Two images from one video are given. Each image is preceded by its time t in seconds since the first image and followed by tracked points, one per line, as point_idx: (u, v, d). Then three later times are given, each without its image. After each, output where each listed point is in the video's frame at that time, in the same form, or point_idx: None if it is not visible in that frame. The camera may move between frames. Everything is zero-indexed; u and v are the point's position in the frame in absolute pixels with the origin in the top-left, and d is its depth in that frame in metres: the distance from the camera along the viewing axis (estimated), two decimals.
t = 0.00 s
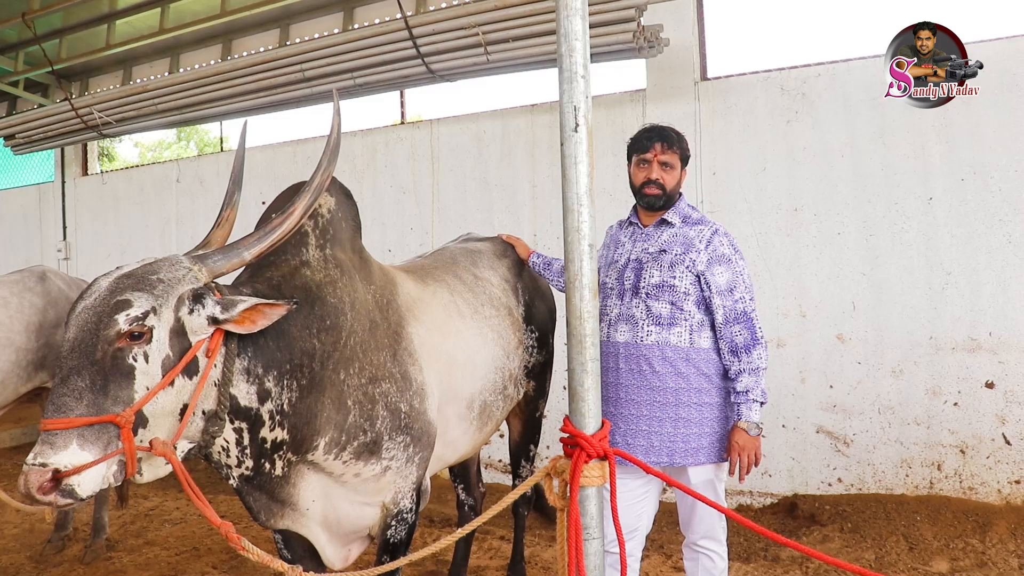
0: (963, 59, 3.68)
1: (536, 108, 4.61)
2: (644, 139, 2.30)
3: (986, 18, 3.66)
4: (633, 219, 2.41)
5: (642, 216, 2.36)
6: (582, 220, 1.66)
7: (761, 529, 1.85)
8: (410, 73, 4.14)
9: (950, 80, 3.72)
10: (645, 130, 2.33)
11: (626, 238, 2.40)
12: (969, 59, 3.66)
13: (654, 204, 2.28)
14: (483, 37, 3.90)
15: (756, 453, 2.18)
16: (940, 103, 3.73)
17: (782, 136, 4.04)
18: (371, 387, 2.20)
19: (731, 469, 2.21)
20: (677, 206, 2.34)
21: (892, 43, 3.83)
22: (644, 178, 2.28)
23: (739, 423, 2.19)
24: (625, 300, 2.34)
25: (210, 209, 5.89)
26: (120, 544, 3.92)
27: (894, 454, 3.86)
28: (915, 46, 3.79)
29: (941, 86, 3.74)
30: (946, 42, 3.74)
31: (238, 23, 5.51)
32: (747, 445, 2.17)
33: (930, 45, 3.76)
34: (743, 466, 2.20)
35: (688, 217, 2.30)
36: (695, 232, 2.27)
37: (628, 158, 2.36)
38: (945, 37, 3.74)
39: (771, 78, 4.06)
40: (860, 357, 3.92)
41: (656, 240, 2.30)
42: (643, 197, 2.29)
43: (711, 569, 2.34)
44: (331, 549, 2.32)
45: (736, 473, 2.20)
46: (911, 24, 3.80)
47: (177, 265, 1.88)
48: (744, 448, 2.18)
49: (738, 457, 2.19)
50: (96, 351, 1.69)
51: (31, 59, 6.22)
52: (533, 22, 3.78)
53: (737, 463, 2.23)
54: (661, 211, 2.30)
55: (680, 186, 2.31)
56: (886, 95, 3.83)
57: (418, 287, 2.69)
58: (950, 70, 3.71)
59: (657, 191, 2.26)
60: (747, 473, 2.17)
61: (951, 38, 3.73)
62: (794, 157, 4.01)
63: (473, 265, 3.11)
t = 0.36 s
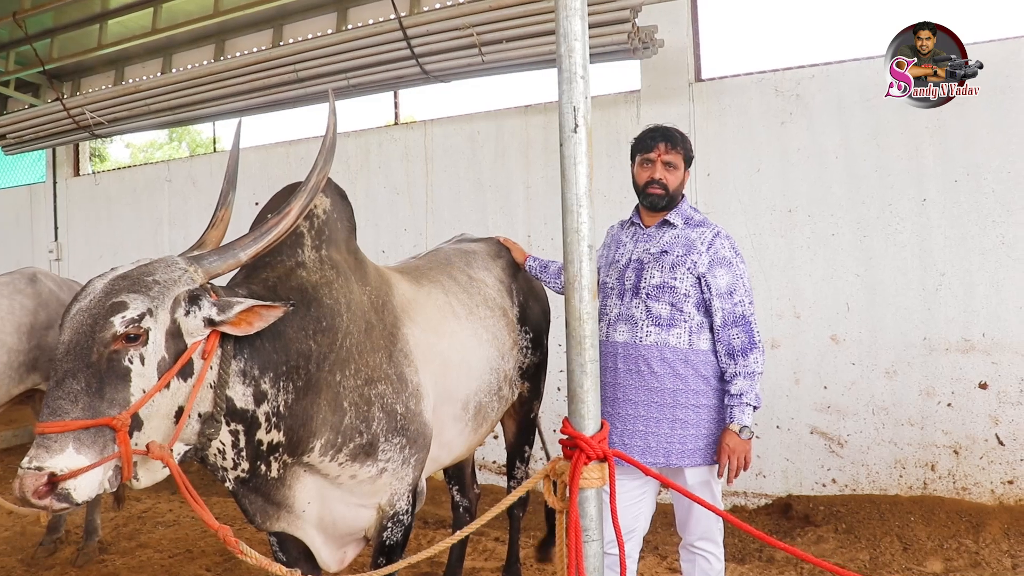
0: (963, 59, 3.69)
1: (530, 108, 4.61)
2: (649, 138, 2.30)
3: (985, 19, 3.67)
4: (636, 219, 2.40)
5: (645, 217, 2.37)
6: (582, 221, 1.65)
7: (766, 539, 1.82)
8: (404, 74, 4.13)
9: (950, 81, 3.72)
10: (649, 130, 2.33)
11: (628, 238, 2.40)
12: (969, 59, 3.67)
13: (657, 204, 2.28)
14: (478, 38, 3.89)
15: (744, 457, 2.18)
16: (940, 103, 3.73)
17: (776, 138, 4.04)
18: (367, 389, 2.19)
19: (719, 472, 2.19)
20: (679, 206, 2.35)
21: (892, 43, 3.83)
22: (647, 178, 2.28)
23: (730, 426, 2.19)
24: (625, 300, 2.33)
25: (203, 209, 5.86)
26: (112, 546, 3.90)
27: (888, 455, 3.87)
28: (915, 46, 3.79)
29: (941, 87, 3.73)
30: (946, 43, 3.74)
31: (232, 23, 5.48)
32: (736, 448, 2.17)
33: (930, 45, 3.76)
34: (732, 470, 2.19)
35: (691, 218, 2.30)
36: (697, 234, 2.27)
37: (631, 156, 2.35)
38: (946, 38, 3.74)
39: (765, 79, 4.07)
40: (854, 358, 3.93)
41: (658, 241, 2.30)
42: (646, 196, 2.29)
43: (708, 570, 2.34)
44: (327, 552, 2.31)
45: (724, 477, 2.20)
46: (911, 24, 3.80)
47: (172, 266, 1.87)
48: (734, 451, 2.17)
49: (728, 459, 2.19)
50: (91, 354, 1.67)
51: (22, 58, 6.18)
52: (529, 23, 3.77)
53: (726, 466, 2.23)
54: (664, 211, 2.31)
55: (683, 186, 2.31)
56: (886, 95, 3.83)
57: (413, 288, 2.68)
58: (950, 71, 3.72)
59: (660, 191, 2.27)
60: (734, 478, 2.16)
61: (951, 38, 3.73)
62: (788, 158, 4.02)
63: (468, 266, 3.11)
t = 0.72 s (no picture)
0: (963, 59, 3.70)
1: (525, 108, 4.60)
2: (658, 137, 2.30)
3: (984, 21, 3.68)
4: (640, 217, 2.41)
5: (649, 215, 2.37)
6: (582, 220, 1.65)
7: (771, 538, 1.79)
8: (399, 72, 4.11)
9: (950, 80, 3.73)
10: (660, 129, 2.33)
11: (630, 236, 2.40)
12: (969, 59, 3.69)
13: (663, 204, 2.29)
14: (474, 37, 3.88)
15: (745, 463, 2.17)
16: (940, 103, 3.74)
17: (772, 140, 4.05)
18: (362, 388, 2.18)
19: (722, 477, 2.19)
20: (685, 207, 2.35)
21: (893, 43, 3.84)
22: (655, 177, 2.29)
23: (732, 432, 2.17)
24: (624, 298, 2.34)
25: (196, 207, 5.83)
26: (103, 544, 3.87)
27: (881, 457, 3.88)
28: (915, 46, 3.80)
29: (941, 87, 3.74)
30: (946, 43, 3.76)
31: (226, 19, 5.46)
32: (738, 454, 2.16)
33: (930, 45, 3.77)
34: (731, 475, 2.18)
35: (695, 220, 2.30)
36: (700, 236, 2.26)
37: (639, 155, 2.36)
38: (946, 37, 3.76)
39: (761, 81, 4.07)
40: (847, 360, 3.94)
41: (660, 241, 2.30)
42: (653, 196, 2.30)
43: (701, 571, 2.34)
44: (321, 551, 2.29)
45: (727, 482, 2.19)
46: (911, 24, 3.81)
47: (169, 263, 1.85)
48: (735, 457, 2.16)
49: (728, 465, 2.18)
50: (87, 350, 1.65)
51: (14, 54, 6.13)
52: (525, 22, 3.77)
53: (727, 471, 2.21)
54: (670, 211, 2.31)
55: (690, 187, 2.32)
56: (887, 95, 3.83)
57: (409, 287, 2.67)
58: (951, 71, 3.73)
59: (667, 191, 2.27)
60: (737, 482, 2.16)
61: (951, 38, 3.75)
62: (784, 160, 4.03)
63: (463, 265, 3.10)
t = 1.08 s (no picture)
0: (963, 59, 3.71)
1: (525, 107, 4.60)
2: (655, 136, 2.29)
3: (985, 22, 3.68)
4: (639, 215, 2.40)
5: (649, 215, 2.36)
6: (588, 218, 1.64)
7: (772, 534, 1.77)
8: (399, 70, 4.11)
9: (950, 81, 3.73)
10: (656, 127, 2.32)
11: (630, 236, 2.39)
12: (969, 59, 3.69)
13: (665, 202, 2.27)
14: (474, 35, 3.87)
15: (745, 460, 2.17)
16: (940, 103, 3.74)
17: (772, 140, 4.05)
18: (363, 386, 2.17)
19: (722, 474, 2.19)
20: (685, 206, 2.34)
21: (892, 43, 3.84)
22: (655, 176, 2.28)
23: (733, 428, 2.18)
24: (628, 298, 2.32)
25: (194, 204, 5.81)
26: (101, 541, 3.86)
27: (879, 458, 3.88)
28: (915, 46, 3.80)
29: (941, 87, 3.75)
30: (946, 42, 3.76)
31: (226, 16, 5.44)
32: (739, 450, 2.16)
33: (930, 45, 3.77)
34: (733, 472, 2.19)
35: (696, 218, 2.29)
36: (702, 235, 2.26)
37: (637, 154, 2.35)
38: (946, 37, 3.75)
39: (762, 81, 4.07)
40: (846, 361, 3.94)
41: (662, 240, 2.29)
42: (654, 194, 2.28)
43: (703, 572, 2.33)
44: (320, 549, 2.29)
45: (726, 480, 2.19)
46: (911, 24, 3.81)
47: (171, 259, 1.84)
48: (736, 453, 2.16)
49: (729, 461, 2.19)
50: (89, 346, 1.64)
51: (13, 49, 6.12)
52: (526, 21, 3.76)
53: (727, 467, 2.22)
54: (672, 209, 2.30)
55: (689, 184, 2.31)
56: (887, 95, 3.83)
57: (409, 285, 2.66)
58: (950, 71, 3.73)
59: (668, 189, 2.26)
60: (736, 480, 2.16)
61: (951, 38, 3.74)
62: (784, 160, 4.03)
63: (464, 264, 3.09)
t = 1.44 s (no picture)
0: (963, 59, 3.69)
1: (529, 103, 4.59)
2: (650, 135, 2.28)
3: (990, 17, 3.66)
4: (641, 214, 2.39)
5: (650, 214, 2.35)
6: (594, 214, 1.63)
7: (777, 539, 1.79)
8: (402, 67, 4.09)
9: (950, 81, 3.72)
10: (650, 126, 2.32)
11: (633, 234, 2.38)
12: (969, 59, 3.67)
13: (664, 201, 2.26)
14: (478, 31, 3.85)
15: (762, 456, 2.18)
16: (940, 103, 3.73)
17: (777, 137, 4.03)
18: (368, 382, 2.16)
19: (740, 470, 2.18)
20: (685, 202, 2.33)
21: (892, 44, 3.83)
22: (652, 176, 2.27)
23: (748, 424, 2.19)
24: (635, 297, 2.31)
25: (197, 200, 5.81)
26: (104, 538, 3.86)
27: (883, 456, 3.87)
28: (915, 46, 3.79)
29: (941, 87, 3.73)
30: (946, 43, 3.74)
31: (229, 12, 5.43)
32: (756, 446, 2.17)
33: (930, 45, 3.76)
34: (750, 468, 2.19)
35: (698, 215, 2.29)
36: (705, 231, 2.26)
37: (633, 155, 2.33)
38: (946, 37, 3.74)
39: (766, 77, 4.06)
40: (850, 358, 3.93)
41: (665, 238, 2.29)
42: (652, 194, 2.27)
43: (710, 570, 2.33)
44: (325, 546, 2.28)
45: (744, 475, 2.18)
46: (911, 25, 3.80)
47: (176, 254, 1.84)
48: (753, 449, 2.17)
49: (746, 458, 2.19)
50: (94, 341, 1.64)
51: (16, 46, 6.12)
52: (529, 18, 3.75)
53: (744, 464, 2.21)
54: (671, 207, 2.29)
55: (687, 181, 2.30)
56: (887, 95, 3.83)
57: (414, 282, 2.65)
58: (951, 71, 3.72)
59: (666, 188, 2.25)
60: (755, 474, 2.16)
61: (951, 38, 3.73)
62: (789, 157, 4.01)
63: (468, 260, 3.08)
